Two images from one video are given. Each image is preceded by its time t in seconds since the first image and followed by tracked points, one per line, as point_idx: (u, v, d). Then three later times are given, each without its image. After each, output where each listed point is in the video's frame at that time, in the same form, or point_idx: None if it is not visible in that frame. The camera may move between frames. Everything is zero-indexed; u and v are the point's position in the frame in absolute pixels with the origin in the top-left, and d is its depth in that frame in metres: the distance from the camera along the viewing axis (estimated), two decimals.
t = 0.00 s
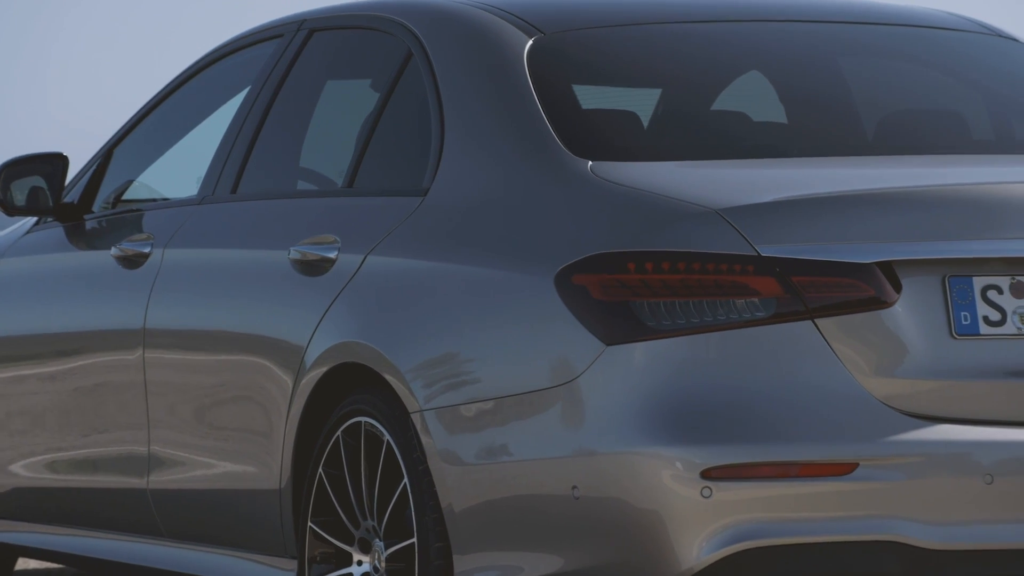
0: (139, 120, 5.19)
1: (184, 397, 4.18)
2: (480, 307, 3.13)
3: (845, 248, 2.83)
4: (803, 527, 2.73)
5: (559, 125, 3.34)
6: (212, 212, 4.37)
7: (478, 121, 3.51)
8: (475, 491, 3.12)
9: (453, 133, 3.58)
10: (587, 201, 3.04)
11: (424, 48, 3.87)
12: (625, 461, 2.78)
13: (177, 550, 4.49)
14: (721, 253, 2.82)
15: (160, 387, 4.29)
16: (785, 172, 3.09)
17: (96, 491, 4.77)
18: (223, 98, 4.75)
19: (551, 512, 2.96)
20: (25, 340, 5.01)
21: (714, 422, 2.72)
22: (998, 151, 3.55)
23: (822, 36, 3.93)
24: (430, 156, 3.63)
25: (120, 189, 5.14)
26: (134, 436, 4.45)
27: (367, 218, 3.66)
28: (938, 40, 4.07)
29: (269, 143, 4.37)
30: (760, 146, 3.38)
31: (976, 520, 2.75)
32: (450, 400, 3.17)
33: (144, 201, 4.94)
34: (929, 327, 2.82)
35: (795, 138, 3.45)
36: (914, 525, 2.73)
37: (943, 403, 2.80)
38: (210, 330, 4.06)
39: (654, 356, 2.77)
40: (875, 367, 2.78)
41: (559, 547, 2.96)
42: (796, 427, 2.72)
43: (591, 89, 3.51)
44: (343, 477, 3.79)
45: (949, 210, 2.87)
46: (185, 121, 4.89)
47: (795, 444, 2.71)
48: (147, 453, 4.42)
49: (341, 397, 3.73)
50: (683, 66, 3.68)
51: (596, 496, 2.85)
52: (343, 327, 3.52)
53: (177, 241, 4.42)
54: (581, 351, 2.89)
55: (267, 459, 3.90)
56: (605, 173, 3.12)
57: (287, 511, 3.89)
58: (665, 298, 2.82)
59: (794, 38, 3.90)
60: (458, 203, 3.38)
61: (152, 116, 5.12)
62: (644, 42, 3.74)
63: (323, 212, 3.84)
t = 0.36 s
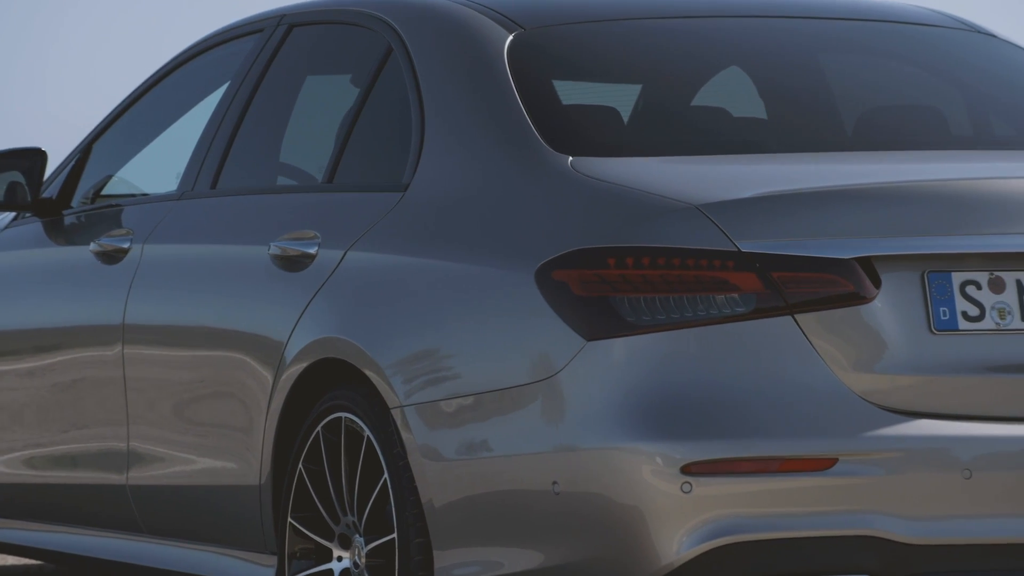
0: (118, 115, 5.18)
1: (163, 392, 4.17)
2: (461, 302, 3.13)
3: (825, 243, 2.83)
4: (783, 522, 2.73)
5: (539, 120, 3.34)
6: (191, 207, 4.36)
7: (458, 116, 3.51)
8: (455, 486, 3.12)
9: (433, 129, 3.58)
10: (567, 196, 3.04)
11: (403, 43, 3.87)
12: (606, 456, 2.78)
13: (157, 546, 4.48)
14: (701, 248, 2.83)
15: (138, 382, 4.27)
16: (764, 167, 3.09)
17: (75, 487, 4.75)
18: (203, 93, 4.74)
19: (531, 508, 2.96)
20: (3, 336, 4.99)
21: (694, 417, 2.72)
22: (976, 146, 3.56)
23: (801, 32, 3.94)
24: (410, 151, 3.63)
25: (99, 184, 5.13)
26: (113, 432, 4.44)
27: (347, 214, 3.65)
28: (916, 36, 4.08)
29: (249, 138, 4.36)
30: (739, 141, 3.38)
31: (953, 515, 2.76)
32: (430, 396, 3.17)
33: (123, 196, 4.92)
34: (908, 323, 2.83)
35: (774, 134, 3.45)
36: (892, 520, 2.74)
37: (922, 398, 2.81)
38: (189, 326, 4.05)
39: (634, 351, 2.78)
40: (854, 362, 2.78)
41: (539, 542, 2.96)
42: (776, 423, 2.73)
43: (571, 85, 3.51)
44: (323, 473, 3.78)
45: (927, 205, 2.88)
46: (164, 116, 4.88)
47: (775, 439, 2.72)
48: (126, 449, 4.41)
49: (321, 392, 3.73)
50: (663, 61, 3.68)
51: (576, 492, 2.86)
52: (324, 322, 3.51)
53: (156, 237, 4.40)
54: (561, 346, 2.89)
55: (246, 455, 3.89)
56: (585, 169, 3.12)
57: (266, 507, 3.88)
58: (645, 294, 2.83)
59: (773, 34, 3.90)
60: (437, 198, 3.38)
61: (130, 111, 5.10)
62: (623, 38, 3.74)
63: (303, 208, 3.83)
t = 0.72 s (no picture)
0: (97, 110, 5.16)
1: (142, 388, 4.16)
2: (441, 298, 3.13)
3: (804, 239, 2.84)
4: (763, 517, 2.74)
5: (520, 116, 3.34)
6: (171, 202, 4.35)
7: (439, 111, 3.51)
8: (436, 481, 3.12)
9: (413, 124, 3.58)
10: (547, 192, 3.04)
11: (384, 38, 3.86)
12: (587, 451, 2.79)
13: (136, 542, 4.47)
14: (682, 243, 2.83)
15: (118, 378, 4.26)
16: (744, 163, 3.10)
17: (54, 483, 4.74)
18: (182, 88, 4.73)
19: (512, 503, 2.96)
20: None
21: (674, 412, 2.73)
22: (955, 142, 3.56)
23: (780, 28, 3.95)
24: (390, 146, 3.63)
25: (78, 179, 5.11)
26: (92, 428, 4.43)
27: (327, 209, 3.65)
28: (895, 32, 4.09)
29: (229, 133, 4.35)
30: (719, 136, 3.38)
31: (933, 510, 2.76)
32: (411, 391, 3.16)
33: (103, 191, 4.91)
34: (887, 318, 2.84)
35: (754, 130, 3.45)
36: (872, 514, 2.75)
37: (902, 393, 2.81)
38: (169, 321, 4.04)
39: (615, 346, 2.78)
40: (834, 358, 2.79)
41: (520, 537, 2.96)
42: (756, 418, 2.73)
43: (551, 80, 3.51)
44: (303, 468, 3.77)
45: (907, 201, 2.88)
46: (143, 111, 4.87)
47: (755, 434, 2.72)
48: (105, 445, 4.39)
49: (302, 388, 3.72)
50: (643, 56, 3.68)
51: (557, 487, 2.86)
52: (303, 318, 3.50)
53: (136, 232, 4.39)
54: (542, 341, 2.89)
55: (226, 450, 3.88)
56: (565, 164, 3.12)
57: (247, 503, 3.88)
58: (625, 289, 2.83)
59: (752, 30, 3.91)
60: (418, 193, 3.37)
61: (109, 106, 5.09)
62: (604, 33, 3.74)
63: (283, 203, 3.83)
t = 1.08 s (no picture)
0: (74, 105, 5.14)
1: (119, 384, 4.14)
2: (419, 294, 3.12)
3: (782, 235, 2.85)
4: (741, 512, 2.75)
5: (498, 111, 3.34)
6: (148, 198, 4.33)
7: (416, 107, 3.50)
8: (414, 478, 3.12)
9: (391, 120, 3.57)
10: (526, 188, 3.04)
11: (361, 34, 3.86)
12: (565, 448, 2.79)
13: (113, 539, 4.46)
14: (660, 240, 2.84)
15: (94, 374, 4.25)
16: (722, 159, 3.10)
17: (31, 480, 4.72)
18: (159, 83, 4.71)
19: (490, 499, 2.96)
20: None
21: (652, 408, 2.73)
22: (933, 138, 3.56)
23: (758, 25, 3.96)
24: (368, 142, 3.62)
25: (54, 175, 5.09)
26: (69, 425, 4.41)
27: (305, 205, 3.64)
28: (873, 29, 4.10)
29: (206, 129, 4.34)
30: (697, 132, 3.39)
31: (910, 505, 2.77)
32: (389, 387, 3.16)
33: (79, 186, 4.89)
34: (865, 314, 2.85)
35: (733, 126, 3.45)
36: (849, 510, 2.76)
37: (880, 389, 2.82)
38: (146, 317, 4.03)
39: (593, 343, 2.78)
40: (811, 353, 2.80)
41: (498, 534, 2.96)
42: (734, 414, 2.74)
43: (529, 76, 3.50)
44: (281, 465, 3.77)
45: (884, 197, 2.89)
46: (120, 107, 4.86)
47: (732, 431, 2.73)
48: (82, 441, 4.38)
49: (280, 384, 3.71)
50: (622, 52, 3.69)
51: (535, 483, 2.86)
52: (281, 314, 3.50)
53: (113, 227, 4.38)
54: (520, 338, 2.89)
55: (203, 447, 3.87)
56: (543, 160, 3.12)
57: (224, 500, 3.87)
58: (603, 286, 2.84)
59: (730, 26, 3.92)
60: (396, 189, 3.37)
61: (86, 102, 5.07)
62: (582, 29, 3.75)
63: (261, 199, 3.82)
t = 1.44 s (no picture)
0: (55, 102, 5.13)
1: (99, 382, 4.13)
2: (401, 291, 3.12)
3: (763, 233, 2.85)
4: (722, 510, 2.75)
5: (479, 108, 3.33)
6: (129, 195, 4.32)
7: (397, 104, 3.50)
8: (396, 476, 3.11)
9: (372, 117, 3.57)
10: (507, 185, 3.04)
11: (343, 31, 3.85)
12: (547, 445, 2.79)
13: (94, 536, 4.45)
14: (641, 237, 2.84)
15: (75, 372, 4.24)
16: (704, 157, 3.11)
17: (11, 478, 4.70)
18: (140, 80, 4.70)
19: (472, 497, 2.96)
20: None
21: (634, 406, 2.73)
22: (914, 136, 3.57)
23: (739, 23, 3.96)
24: (350, 140, 3.61)
25: (34, 172, 5.08)
26: (49, 422, 4.40)
27: (286, 203, 3.64)
28: (854, 27, 4.11)
29: (187, 126, 4.33)
30: (679, 130, 3.39)
31: (891, 503, 2.77)
32: (370, 385, 3.16)
33: (60, 184, 4.87)
34: (845, 312, 2.86)
35: (714, 124, 3.45)
36: (830, 508, 2.76)
37: (861, 386, 2.83)
38: (126, 315, 4.02)
39: (575, 340, 2.79)
40: (792, 351, 2.81)
41: (480, 531, 2.96)
42: (715, 411, 2.74)
43: (511, 73, 3.50)
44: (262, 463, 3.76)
45: (865, 195, 2.90)
46: (101, 104, 4.84)
47: (714, 428, 2.73)
48: (62, 439, 4.36)
49: (261, 382, 3.71)
50: (603, 50, 3.69)
51: (517, 481, 2.86)
52: (262, 312, 3.49)
53: (93, 225, 4.37)
54: (501, 335, 2.89)
55: (184, 444, 3.86)
56: (524, 157, 3.12)
57: (205, 498, 3.86)
58: (585, 283, 2.84)
59: (712, 24, 3.92)
60: (377, 187, 3.37)
61: (66, 99, 5.06)
62: (564, 27, 3.75)
63: (242, 197, 3.81)
